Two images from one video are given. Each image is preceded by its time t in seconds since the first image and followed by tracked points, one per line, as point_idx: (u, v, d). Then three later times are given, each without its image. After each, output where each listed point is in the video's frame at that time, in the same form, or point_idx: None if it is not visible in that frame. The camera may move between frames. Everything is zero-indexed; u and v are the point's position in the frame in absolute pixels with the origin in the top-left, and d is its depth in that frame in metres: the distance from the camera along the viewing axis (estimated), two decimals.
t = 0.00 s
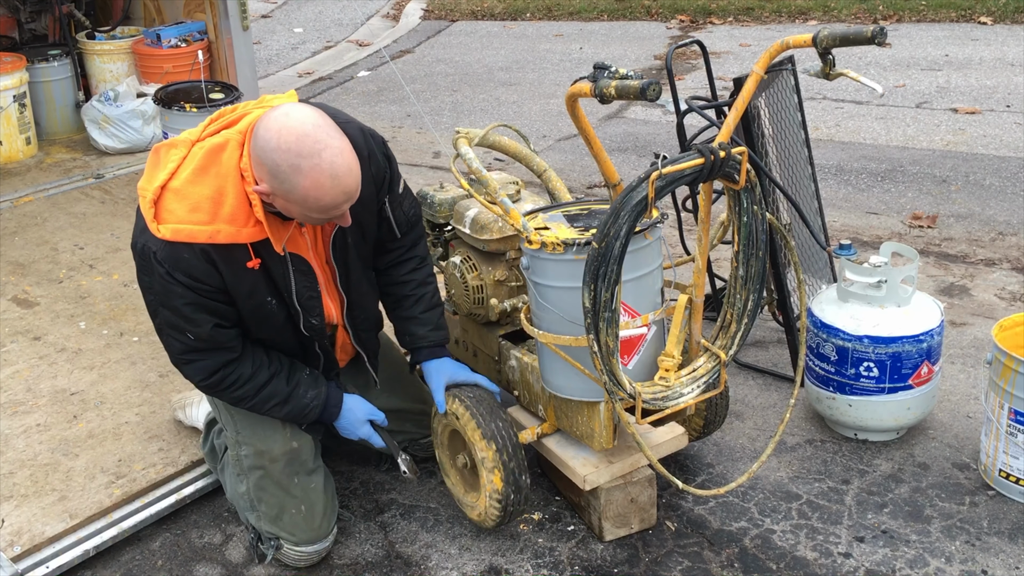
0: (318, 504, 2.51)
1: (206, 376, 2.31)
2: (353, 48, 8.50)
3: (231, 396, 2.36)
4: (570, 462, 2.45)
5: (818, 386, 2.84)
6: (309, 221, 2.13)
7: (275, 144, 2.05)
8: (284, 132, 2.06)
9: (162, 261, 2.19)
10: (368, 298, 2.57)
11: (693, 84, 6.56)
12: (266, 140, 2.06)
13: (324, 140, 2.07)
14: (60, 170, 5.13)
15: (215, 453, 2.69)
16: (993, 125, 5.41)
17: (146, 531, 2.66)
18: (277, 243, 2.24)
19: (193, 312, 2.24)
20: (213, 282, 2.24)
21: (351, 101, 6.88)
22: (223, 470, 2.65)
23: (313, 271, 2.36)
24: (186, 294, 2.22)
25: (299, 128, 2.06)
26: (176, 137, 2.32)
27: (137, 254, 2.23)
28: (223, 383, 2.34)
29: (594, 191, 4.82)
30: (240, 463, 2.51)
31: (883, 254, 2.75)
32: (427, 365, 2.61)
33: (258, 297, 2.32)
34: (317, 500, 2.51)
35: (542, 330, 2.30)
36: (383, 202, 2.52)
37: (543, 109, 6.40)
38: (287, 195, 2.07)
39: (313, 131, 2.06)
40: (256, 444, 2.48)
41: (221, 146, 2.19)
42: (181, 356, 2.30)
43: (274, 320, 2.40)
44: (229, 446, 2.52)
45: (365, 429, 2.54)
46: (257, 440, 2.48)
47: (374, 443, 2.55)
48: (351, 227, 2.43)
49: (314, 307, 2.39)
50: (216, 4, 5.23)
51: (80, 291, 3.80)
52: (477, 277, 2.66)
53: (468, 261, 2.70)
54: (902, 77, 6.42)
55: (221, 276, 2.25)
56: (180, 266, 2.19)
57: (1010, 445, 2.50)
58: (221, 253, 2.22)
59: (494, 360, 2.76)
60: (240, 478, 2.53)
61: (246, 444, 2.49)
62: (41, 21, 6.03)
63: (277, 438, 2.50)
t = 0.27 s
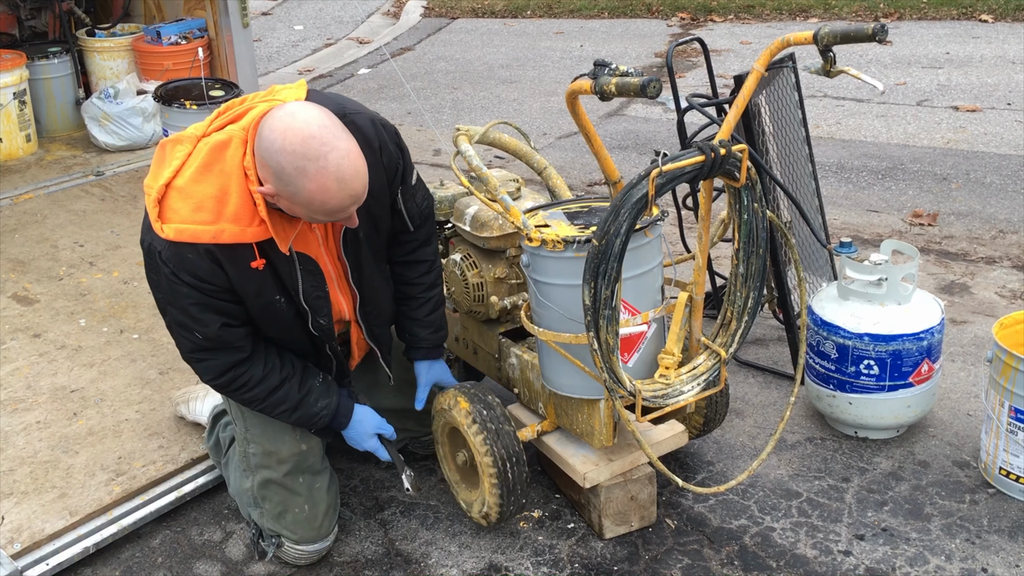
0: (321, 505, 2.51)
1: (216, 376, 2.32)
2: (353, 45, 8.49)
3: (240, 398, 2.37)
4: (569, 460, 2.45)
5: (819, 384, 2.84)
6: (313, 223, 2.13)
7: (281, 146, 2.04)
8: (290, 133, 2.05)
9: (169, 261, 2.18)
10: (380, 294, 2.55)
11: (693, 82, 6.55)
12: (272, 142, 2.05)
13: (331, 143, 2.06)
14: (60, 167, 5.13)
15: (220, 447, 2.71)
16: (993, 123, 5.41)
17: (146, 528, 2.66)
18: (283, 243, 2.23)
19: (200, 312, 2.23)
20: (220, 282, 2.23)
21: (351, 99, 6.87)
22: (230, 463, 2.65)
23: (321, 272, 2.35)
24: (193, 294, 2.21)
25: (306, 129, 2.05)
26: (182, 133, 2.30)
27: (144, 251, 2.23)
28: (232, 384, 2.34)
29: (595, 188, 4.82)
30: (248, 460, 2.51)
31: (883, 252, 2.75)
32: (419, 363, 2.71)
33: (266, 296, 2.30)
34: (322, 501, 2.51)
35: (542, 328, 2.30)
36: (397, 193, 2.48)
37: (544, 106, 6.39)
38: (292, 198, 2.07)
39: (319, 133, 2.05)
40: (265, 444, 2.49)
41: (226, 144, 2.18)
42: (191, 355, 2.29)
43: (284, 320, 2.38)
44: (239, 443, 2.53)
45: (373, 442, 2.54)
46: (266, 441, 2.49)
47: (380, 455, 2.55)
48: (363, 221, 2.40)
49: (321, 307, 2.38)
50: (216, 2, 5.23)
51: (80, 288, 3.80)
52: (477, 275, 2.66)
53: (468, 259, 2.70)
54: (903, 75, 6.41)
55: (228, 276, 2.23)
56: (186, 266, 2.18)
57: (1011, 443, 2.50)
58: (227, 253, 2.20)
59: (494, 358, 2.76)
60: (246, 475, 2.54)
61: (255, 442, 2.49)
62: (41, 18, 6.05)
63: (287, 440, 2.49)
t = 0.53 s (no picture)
0: (323, 505, 2.50)
1: (218, 380, 2.32)
2: (354, 44, 8.48)
3: (243, 401, 2.37)
4: (570, 459, 2.45)
5: (820, 383, 2.84)
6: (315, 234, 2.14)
7: (285, 158, 2.03)
8: (295, 146, 2.04)
9: (173, 265, 2.19)
10: (386, 299, 2.54)
11: (694, 81, 6.55)
12: (277, 154, 2.05)
13: (335, 157, 2.04)
14: (61, 166, 5.13)
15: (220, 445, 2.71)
16: (995, 122, 5.40)
17: (147, 527, 2.66)
18: (287, 251, 2.22)
19: (203, 316, 2.24)
20: (223, 287, 2.24)
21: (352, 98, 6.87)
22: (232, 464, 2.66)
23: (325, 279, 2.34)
24: (196, 298, 2.22)
25: (310, 143, 2.04)
26: (188, 135, 2.29)
27: (148, 255, 2.25)
28: (234, 387, 2.34)
29: (596, 187, 4.81)
30: (249, 461, 2.52)
31: (885, 251, 2.74)
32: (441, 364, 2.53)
33: (270, 301, 2.31)
34: (323, 500, 2.51)
35: (542, 327, 2.31)
36: (402, 197, 2.47)
37: (544, 105, 6.39)
38: (294, 211, 2.07)
39: (324, 147, 2.04)
40: (267, 445, 2.50)
41: (230, 149, 2.16)
42: (193, 357, 2.30)
43: (287, 324, 2.39)
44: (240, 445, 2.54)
45: (377, 442, 2.53)
46: (268, 442, 2.50)
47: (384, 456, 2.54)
48: (368, 225, 2.41)
49: (324, 315, 2.38)
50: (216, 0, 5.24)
51: (81, 287, 3.80)
52: (478, 274, 2.66)
53: (469, 258, 2.70)
54: (905, 74, 6.41)
55: (231, 282, 2.24)
56: (189, 272, 2.19)
57: (1012, 442, 2.49)
58: (230, 259, 2.21)
59: (495, 357, 2.76)
60: (247, 475, 2.54)
61: (257, 443, 2.51)
62: (42, 17, 6.04)
63: (288, 441, 2.50)
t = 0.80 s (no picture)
0: (322, 505, 2.50)
1: (214, 379, 2.32)
2: (355, 44, 8.48)
3: (239, 400, 2.37)
4: (571, 459, 2.45)
5: (820, 384, 2.84)
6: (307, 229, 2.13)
7: (278, 151, 2.04)
8: (288, 140, 2.04)
9: (167, 264, 2.19)
10: (381, 297, 2.55)
11: (695, 81, 6.55)
12: (270, 148, 2.05)
13: (328, 151, 2.05)
14: (63, 166, 5.13)
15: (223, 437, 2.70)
16: (996, 123, 5.40)
17: (147, 526, 2.66)
18: (282, 246, 2.22)
19: (199, 314, 2.24)
20: (219, 285, 2.23)
21: (354, 98, 6.87)
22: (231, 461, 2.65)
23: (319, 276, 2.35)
24: (192, 297, 2.21)
25: (304, 136, 2.05)
26: (181, 135, 2.30)
27: (144, 254, 2.24)
28: (231, 386, 2.34)
29: (596, 188, 4.82)
30: (248, 461, 2.51)
31: (886, 252, 2.75)
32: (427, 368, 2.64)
33: (265, 297, 2.30)
34: (323, 501, 2.51)
35: (543, 327, 2.31)
36: (395, 195, 2.47)
37: (545, 105, 6.39)
38: (286, 204, 2.07)
39: (317, 141, 2.05)
40: (266, 444, 2.49)
41: (224, 146, 2.18)
42: (190, 357, 2.30)
43: (282, 323, 2.39)
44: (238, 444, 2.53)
45: (377, 436, 2.55)
46: (267, 441, 2.49)
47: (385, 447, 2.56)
48: (363, 223, 2.40)
49: (319, 311, 2.39)
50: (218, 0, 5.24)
51: (82, 286, 3.80)
52: (479, 274, 2.66)
53: (470, 258, 2.70)
54: (906, 74, 6.41)
55: (227, 279, 2.24)
56: (184, 269, 2.19)
57: (1012, 443, 2.49)
58: (226, 256, 2.21)
59: (495, 357, 2.77)
60: (246, 475, 2.53)
61: (256, 442, 2.50)
62: (43, 17, 5.90)
63: (287, 440, 2.49)
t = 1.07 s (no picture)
0: (321, 503, 2.51)
1: (214, 373, 2.32)
2: (355, 45, 8.48)
3: (239, 392, 2.37)
4: (570, 460, 2.45)
5: (820, 385, 2.84)
6: (310, 222, 2.13)
7: (282, 145, 2.04)
8: (291, 133, 2.05)
9: (163, 260, 2.19)
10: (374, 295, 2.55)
11: (695, 82, 6.55)
12: (273, 142, 2.05)
13: (331, 143, 2.06)
14: (63, 166, 5.14)
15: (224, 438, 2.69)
16: (996, 124, 5.40)
17: (147, 527, 2.66)
18: (281, 241, 2.23)
19: (197, 308, 2.24)
20: (217, 278, 2.24)
21: (354, 99, 6.87)
22: (231, 461, 2.64)
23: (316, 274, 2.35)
24: (190, 291, 2.21)
25: (307, 129, 2.06)
26: (178, 132, 2.30)
27: (138, 254, 2.23)
28: (231, 379, 2.34)
29: (596, 188, 4.82)
30: (246, 460, 2.50)
31: (885, 253, 2.75)
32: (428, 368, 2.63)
33: (262, 295, 2.31)
34: (321, 499, 2.51)
35: (543, 329, 2.30)
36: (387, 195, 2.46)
37: (545, 106, 6.40)
38: (290, 197, 2.06)
39: (320, 134, 2.06)
40: (263, 441, 2.49)
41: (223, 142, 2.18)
42: (188, 354, 2.29)
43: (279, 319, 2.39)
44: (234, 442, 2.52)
45: (383, 414, 2.56)
46: (264, 437, 2.49)
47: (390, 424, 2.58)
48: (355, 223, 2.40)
49: (316, 309, 2.39)
50: (218, 1, 5.25)
51: (82, 287, 3.80)
52: (478, 275, 2.66)
53: (468, 258, 2.70)
54: (906, 75, 6.41)
55: (225, 273, 2.24)
56: (182, 264, 2.18)
57: (1012, 444, 2.49)
58: (224, 251, 2.21)
59: (495, 358, 2.76)
60: (245, 474, 2.52)
61: (253, 441, 2.49)
62: (43, 17, 5.93)
63: (284, 436, 2.50)
